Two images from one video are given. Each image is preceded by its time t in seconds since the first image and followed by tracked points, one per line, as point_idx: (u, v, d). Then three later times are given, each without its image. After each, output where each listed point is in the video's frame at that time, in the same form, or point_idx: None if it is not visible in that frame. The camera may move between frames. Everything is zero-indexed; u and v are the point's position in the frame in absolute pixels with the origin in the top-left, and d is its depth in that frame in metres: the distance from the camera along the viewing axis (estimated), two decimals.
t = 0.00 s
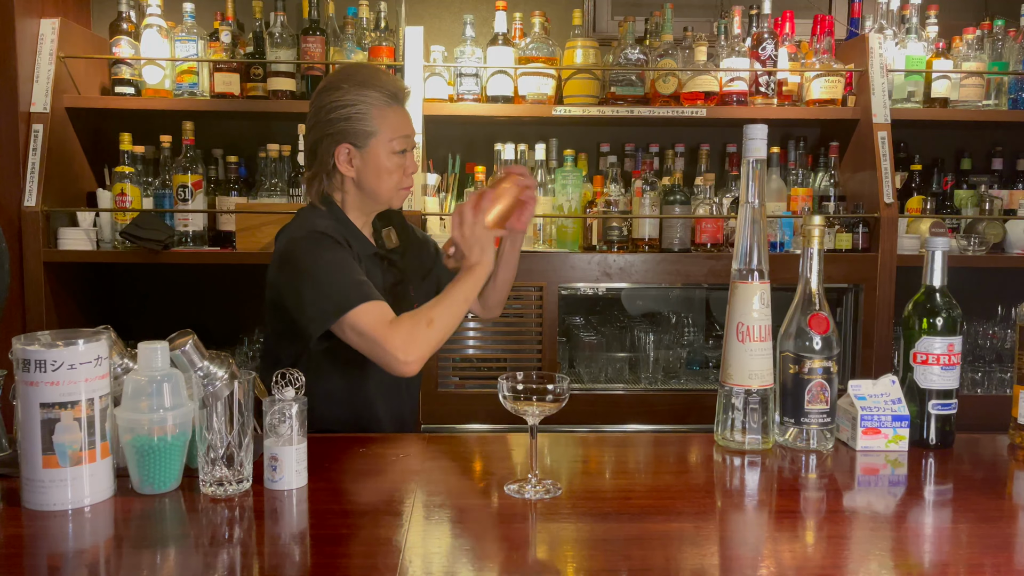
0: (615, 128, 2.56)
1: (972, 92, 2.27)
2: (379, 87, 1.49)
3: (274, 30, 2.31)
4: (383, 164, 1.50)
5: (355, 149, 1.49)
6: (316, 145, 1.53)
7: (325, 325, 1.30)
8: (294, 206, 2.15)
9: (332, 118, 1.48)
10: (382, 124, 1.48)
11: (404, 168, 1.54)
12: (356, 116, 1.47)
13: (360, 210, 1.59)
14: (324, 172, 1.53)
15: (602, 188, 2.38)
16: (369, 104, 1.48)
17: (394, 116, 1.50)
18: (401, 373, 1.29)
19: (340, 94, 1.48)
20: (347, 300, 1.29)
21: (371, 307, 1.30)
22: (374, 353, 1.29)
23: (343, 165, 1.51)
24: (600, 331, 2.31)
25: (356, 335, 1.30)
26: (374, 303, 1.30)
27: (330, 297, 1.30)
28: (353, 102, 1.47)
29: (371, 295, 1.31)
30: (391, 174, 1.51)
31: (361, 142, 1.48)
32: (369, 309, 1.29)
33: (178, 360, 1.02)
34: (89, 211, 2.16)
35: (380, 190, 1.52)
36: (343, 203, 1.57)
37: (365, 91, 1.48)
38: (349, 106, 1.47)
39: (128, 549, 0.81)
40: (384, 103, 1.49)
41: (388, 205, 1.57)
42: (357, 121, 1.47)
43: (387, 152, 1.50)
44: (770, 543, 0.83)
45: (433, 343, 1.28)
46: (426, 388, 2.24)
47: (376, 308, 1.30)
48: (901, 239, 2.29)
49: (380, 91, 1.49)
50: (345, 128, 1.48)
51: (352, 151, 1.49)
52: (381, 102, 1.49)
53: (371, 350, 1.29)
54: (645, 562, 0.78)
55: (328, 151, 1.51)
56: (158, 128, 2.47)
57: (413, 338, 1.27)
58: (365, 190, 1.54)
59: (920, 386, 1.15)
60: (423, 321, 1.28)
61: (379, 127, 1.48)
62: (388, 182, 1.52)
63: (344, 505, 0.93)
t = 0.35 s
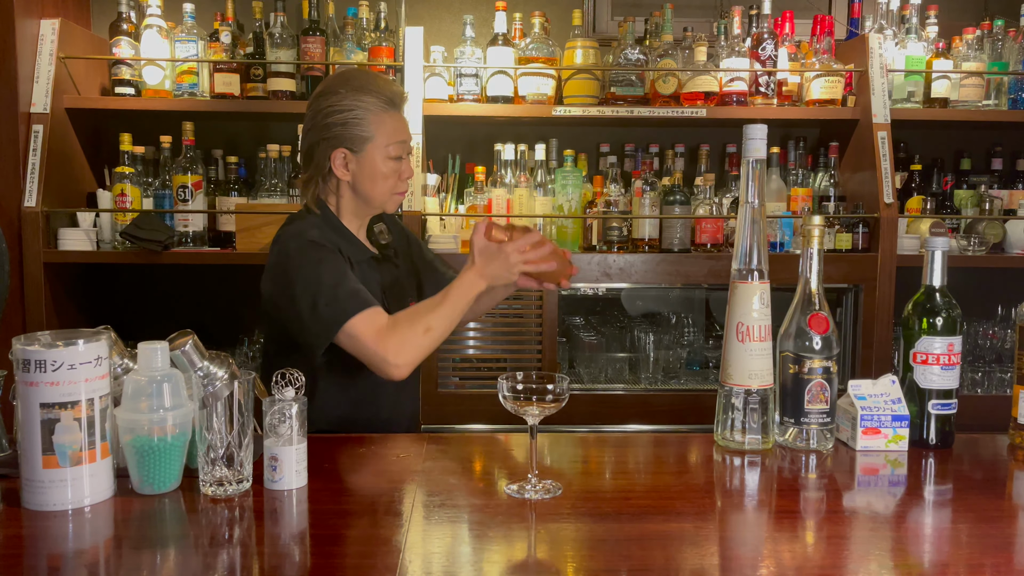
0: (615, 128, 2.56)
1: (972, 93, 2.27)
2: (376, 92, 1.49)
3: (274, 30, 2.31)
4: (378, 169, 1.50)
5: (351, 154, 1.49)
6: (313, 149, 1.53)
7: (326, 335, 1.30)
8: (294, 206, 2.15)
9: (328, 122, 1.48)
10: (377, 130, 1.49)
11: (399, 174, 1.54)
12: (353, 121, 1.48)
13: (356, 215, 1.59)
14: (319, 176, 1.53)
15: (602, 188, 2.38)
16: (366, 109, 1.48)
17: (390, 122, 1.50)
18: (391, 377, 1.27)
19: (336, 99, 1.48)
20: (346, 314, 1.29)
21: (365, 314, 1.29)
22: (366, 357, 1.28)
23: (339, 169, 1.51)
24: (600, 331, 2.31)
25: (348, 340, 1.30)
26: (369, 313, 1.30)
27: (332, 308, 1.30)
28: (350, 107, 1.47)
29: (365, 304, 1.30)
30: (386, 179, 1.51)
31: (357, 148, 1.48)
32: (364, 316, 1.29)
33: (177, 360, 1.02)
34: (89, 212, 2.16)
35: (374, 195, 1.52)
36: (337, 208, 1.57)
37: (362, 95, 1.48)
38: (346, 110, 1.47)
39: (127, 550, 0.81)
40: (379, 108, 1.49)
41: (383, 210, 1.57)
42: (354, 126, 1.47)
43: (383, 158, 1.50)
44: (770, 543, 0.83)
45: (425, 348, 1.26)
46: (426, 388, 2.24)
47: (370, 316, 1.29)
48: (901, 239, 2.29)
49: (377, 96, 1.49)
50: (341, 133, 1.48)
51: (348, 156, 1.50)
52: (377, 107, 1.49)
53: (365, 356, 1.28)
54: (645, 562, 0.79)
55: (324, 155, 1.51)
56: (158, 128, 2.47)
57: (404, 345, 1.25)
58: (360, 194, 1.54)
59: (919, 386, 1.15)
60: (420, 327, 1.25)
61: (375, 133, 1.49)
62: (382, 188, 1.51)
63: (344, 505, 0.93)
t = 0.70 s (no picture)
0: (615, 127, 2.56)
1: (972, 92, 2.26)
2: (380, 90, 1.49)
3: (274, 30, 2.31)
4: (385, 166, 1.50)
5: (356, 152, 1.49)
6: (318, 148, 1.54)
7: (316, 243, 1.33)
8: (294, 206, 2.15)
9: (332, 122, 1.48)
10: (382, 127, 1.48)
11: (406, 168, 1.54)
12: (356, 120, 1.47)
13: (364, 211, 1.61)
14: (326, 174, 1.54)
15: (602, 187, 2.38)
16: (369, 107, 1.47)
17: (395, 118, 1.49)
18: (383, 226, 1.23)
19: (340, 99, 1.48)
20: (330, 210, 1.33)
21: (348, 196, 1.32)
22: (358, 224, 1.26)
23: (346, 168, 1.51)
24: (600, 331, 2.31)
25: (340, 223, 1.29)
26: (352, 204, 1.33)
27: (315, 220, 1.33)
28: (353, 106, 1.47)
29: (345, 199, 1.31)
30: (393, 175, 1.52)
31: (362, 146, 1.48)
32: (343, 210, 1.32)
33: (177, 360, 1.02)
34: (89, 212, 2.16)
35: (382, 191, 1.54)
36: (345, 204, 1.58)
37: (365, 94, 1.47)
38: (350, 110, 1.47)
39: (127, 549, 0.80)
40: (383, 105, 1.48)
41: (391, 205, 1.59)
42: (358, 124, 1.47)
43: (389, 155, 1.49)
44: (770, 542, 0.83)
45: (413, 198, 1.23)
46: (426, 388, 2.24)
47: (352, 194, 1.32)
48: (901, 239, 2.29)
49: (380, 94, 1.48)
50: (345, 132, 1.47)
51: (353, 155, 1.50)
52: (381, 105, 1.48)
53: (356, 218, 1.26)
54: (645, 561, 0.78)
55: (330, 155, 1.51)
56: (158, 128, 2.47)
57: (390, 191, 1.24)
58: (367, 189, 1.56)
59: (920, 386, 1.15)
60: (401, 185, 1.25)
61: (380, 130, 1.48)
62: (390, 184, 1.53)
63: (343, 505, 0.93)
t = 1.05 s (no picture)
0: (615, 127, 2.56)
1: (971, 92, 2.26)
2: (390, 87, 1.48)
3: (273, 29, 2.31)
4: (395, 164, 1.50)
5: (366, 149, 1.49)
6: (329, 145, 1.53)
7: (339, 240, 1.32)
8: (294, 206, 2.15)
9: (343, 119, 1.48)
10: (392, 124, 1.48)
11: (416, 166, 1.54)
12: (367, 116, 1.47)
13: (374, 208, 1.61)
14: (336, 171, 1.54)
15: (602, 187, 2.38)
16: (379, 104, 1.47)
17: (405, 115, 1.49)
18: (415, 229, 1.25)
19: (351, 95, 1.47)
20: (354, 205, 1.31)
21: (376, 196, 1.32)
22: (387, 225, 1.27)
23: (356, 165, 1.51)
24: (599, 331, 2.31)
25: (366, 220, 1.29)
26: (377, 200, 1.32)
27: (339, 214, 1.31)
28: (364, 103, 1.47)
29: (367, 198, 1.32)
30: (403, 172, 1.52)
31: (372, 143, 1.48)
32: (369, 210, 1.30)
33: (176, 359, 1.02)
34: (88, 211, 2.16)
35: (392, 188, 1.53)
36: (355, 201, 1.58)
37: (375, 91, 1.47)
38: (360, 106, 1.47)
39: (127, 549, 0.80)
40: (394, 103, 1.48)
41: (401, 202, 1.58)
42: (368, 121, 1.47)
43: (399, 152, 1.49)
44: (770, 542, 0.83)
45: (450, 202, 1.26)
46: (426, 388, 2.24)
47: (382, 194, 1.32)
48: (901, 239, 2.29)
49: (390, 91, 1.48)
50: (356, 129, 1.47)
51: (363, 151, 1.49)
52: (391, 102, 1.48)
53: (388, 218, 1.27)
54: (644, 561, 0.78)
55: (340, 152, 1.51)
56: (157, 128, 2.47)
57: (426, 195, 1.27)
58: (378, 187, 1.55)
59: (919, 385, 1.15)
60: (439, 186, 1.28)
61: (390, 127, 1.48)
62: (400, 181, 1.52)
63: (343, 504, 0.93)
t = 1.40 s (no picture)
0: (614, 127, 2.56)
1: (971, 92, 2.27)
2: (390, 88, 1.48)
3: (272, 29, 2.30)
4: (395, 165, 1.50)
5: (366, 150, 1.49)
6: (328, 146, 1.53)
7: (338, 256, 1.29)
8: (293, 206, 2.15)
9: (342, 119, 1.48)
10: (392, 126, 1.48)
11: (415, 168, 1.54)
12: (366, 117, 1.47)
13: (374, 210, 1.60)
14: (335, 172, 1.54)
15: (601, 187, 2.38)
16: (379, 105, 1.47)
17: (405, 117, 1.49)
18: (418, 249, 1.25)
19: (350, 96, 1.47)
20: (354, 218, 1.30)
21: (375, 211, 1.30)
22: (389, 243, 1.26)
23: (355, 166, 1.51)
24: (599, 330, 2.30)
25: (365, 238, 1.28)
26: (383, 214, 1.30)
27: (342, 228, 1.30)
28: (364, 103, 1.47)
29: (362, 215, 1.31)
30: (403, 174, 1.52)
31: (372, 144, 1.48)
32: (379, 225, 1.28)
33: (176, 359, 1.01)
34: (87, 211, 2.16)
35: (391, 189, 1.53)
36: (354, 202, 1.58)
37: (375, 92, 1.47)
38: (360, 107, 1.47)
39: (126, 548, 0.81)
40: (394, 104, 1.48)
41: (399, 203, 1.58)
42: (368, 122, 1.47)
43: (399, 153, 1.49)
44: (769, 541, 0.83)
45: (449, 220, 1.25)
46: (425, 388, 2.24)
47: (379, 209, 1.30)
48: (899, 238, 2.29)
49: (390, 92, 1.48)
50: (355, 130, 1.47)
51: (363, 152, 1.49)
52: (391, 103, 1.48)
53: (388, 236, 1.25)
54: (644, 561, 0.78)
55: (339, 153, 1.51)
56: (156, 128, 2.47)
57: (424, 214, 1.26)
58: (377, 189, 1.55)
59: (918, 385, 1.15)
60: (436, 203, 1.27)
61: (390, 129, 1.48)
62: (399, 182, 1.52)
63: (342, 504, 0.93)
